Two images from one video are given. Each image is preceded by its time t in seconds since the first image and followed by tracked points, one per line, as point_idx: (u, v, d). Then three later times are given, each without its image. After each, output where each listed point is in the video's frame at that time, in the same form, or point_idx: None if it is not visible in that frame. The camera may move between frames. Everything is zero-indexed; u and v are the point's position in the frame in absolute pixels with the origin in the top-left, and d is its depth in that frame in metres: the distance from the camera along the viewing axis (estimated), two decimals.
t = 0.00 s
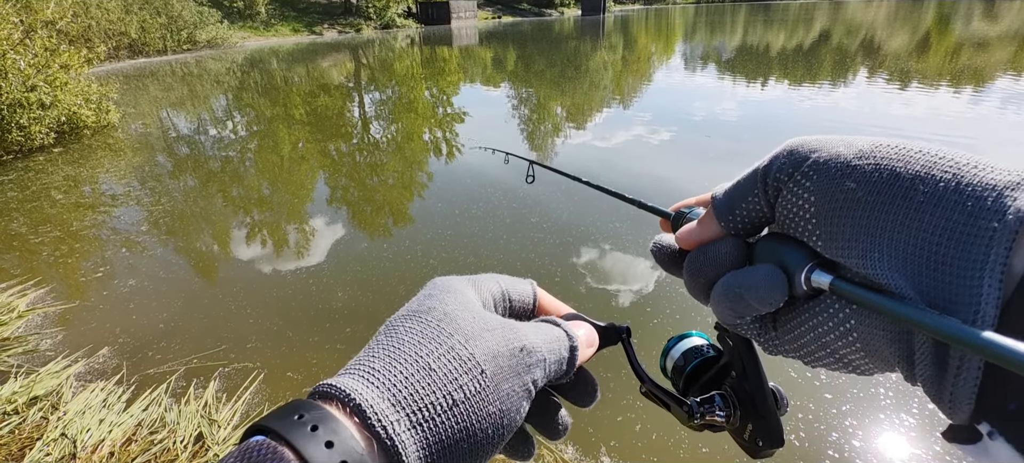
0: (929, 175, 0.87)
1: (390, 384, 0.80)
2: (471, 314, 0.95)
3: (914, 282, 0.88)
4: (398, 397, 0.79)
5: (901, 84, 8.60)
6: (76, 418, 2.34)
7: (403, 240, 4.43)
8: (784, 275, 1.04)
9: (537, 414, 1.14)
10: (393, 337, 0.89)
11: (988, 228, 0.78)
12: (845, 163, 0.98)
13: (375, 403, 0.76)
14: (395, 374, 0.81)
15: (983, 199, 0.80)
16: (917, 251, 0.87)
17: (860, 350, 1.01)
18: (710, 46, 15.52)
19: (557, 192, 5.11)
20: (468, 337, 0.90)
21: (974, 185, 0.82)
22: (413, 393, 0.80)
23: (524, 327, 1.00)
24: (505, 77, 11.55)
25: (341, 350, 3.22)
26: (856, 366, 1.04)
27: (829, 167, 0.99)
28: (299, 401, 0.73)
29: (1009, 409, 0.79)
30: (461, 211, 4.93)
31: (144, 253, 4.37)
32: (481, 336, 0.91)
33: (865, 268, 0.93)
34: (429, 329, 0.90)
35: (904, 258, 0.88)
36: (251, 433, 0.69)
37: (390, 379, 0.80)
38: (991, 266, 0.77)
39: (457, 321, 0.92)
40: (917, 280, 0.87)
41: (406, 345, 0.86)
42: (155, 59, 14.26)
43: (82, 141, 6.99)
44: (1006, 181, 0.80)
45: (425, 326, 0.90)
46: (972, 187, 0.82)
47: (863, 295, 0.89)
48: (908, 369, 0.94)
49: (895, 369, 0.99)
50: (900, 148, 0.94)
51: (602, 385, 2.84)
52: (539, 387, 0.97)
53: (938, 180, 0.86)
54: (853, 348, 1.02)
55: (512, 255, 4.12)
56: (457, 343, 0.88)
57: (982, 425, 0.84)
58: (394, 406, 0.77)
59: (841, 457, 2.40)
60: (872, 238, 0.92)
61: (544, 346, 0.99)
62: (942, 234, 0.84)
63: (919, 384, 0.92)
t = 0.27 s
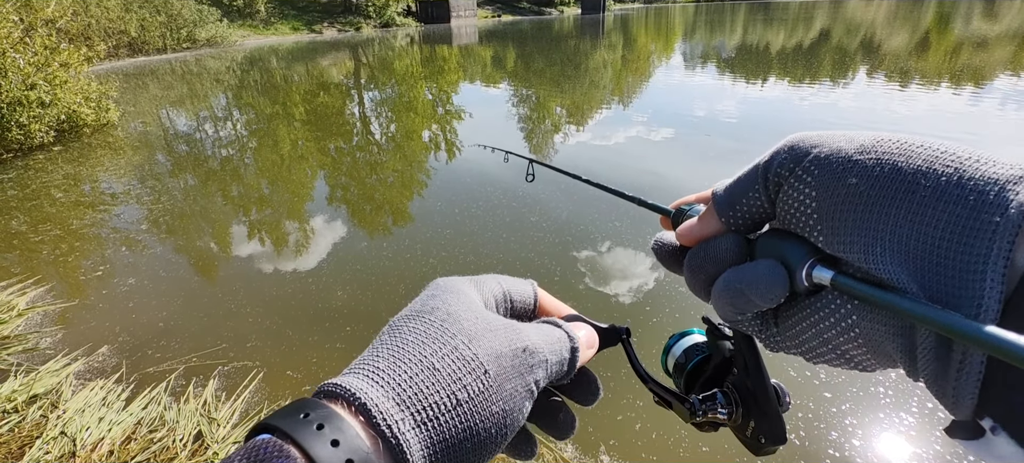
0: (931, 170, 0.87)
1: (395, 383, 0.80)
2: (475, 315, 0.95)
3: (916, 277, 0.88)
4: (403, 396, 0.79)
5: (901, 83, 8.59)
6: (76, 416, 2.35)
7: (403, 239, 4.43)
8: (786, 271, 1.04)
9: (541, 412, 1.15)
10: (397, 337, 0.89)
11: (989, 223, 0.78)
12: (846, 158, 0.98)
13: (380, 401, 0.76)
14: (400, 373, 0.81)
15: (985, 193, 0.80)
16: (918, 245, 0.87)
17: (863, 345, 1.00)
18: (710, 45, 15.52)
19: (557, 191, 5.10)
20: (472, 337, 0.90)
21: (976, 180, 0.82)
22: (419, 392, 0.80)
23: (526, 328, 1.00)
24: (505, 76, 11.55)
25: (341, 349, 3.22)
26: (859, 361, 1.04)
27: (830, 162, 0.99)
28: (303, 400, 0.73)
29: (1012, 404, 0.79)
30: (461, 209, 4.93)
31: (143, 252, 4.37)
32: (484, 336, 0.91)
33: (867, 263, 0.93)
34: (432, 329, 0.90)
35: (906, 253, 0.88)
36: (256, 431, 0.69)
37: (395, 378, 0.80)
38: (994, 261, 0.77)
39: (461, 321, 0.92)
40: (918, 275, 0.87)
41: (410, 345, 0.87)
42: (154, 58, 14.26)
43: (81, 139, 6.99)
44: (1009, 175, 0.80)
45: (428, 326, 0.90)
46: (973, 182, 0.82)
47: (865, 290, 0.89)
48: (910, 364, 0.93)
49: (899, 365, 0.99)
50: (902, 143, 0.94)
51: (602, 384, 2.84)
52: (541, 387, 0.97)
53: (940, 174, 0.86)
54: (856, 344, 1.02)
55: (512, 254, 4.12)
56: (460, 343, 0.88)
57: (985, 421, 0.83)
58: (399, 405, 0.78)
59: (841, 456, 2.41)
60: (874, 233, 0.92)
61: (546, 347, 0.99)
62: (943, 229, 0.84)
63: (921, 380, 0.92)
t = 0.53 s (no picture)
0: (933, 163, 0.87)
1: (402, 388, 0.80)
2: (478, 319, 0.95)
3: (918, 271, 0.88)
4: (410, 401, 0.79)
5: (901, 81, 8.58)
6: (75, 414, 2.36)
7: (402, 237, 4.43)
8: (786, 266, 1.05)
9: (544, 416, 1.16)
10: (401, 340, 0.89)
11: (993, 215, 0.79)
12: (847, 151, 0.97)
13: (387, 406, 0.76)
14: (406, 378, 0.81)
15: (988, 186, 0.81)
16: (920, 239, 0.87)
17: (865, 340, 1.00)
18: (710, 44, 15.49)
19: (556, 189, 5.10)
20: (476, 342, 0.90)
21: (978, 173, 0.82)
22: (425, 396, 0.80)
23: (528, 334, 1.00)
24: (504, 74, 11.53)
25: (340, 347, 3.22)
26: (860, 357, 1.04)
27: (831, 156, 0.99)
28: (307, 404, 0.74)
29: (1016, 397, 0.81)
30: (461, 207, 4.93)
31: (142, 249, 4.37)
32: (488, 341, 0.91)
33: (869, 257, 0.93)
34: (437, 333, 0.89)
35: (909, 246, 0.88)
36: (264, 432, 0.70)
37: (401, 382, 0.80)
38: (998, 253, 0.78)
39: (465, 325, 0.92)
40: (921, 269, 0.88)
41: (414, 349, 0.86)
42: (153, 55, 14.24)
43: (80, 137, 6.98)
44: (1010, 168, 0.81)
45: (433, 330, 0.90)
46: (976, 175, 0.82)
47: (868, 285, 0.90)
48: (912, 359, 0.94)
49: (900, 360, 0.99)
50: (903, 136, 0.94)
51: (601, 382, 2.84)
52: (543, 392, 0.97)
53: (942, 168, 0.86)
54: (858, 339, 1.01)
55: (511, 252, 4.12)
56: (465, 348, 0.88)
57: (988, 413, 0.86)
58: (405, 409, 0.78)
59: (841, 454, 2.41)
60: (875, 227, 0.92)
61: (547, 352, 0.99)
62: (946, 223, 0.84)
63: (924, 374, 0.93)
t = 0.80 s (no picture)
0: (929, 160, 0.87)
1: (410, 402, 0.80)
2: (485, 332, 0.96)
3: (914, 267, 0.88)
4: (418, 415, 0.79)
5: (900, 81, 8.59)
6: (74, 412, 2.36)
7: (401, 236, 4.43)
8: (784, 262, 1.06)
9: (541, 428, 1.16)
10: (407, 353, 0.88)
11: (987, 211, 0.78)
12: (844, 149, 0.98)
13: (396, 420, 0.77)
14: (414, 392, 0.81)
15: (983, 183, 0.80)
16: (914, 234, 0.87)
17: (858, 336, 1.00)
18: (709, 43, 15.48)
19: (555, 188, 5.11)
20: (483, 357, 0.89)
21: (973, 170, 0.82)
22: (432, 411, 0.80)
23: (533, 349, 1.00)
24: (503, 73, 11.52)
25: (339, 346, 3.22)
26: (854, 353, 1.06)
27: (829, 153, 1.00)
28: (310, 414, 0.73)
29: (1009, 393, 0.79)
30: (460, 206, 4.93)
31: (141, 248, 4.37)
32: (494, 357, 0.91)
33: (865, 252, 0.94)
34: (444, 347, 0.89)
35: (903, 241, 0.89)
36: (274, 440, 0.70)
37: (409, 396, 0.81)
38: (990, 248, 0.77)
39: (472, 340, 0.92)
40: (916, 264, 0.88)
41: (422, 363, 0.86)
42: (151, 53, 14.19)
43: (78, 135, 6.96)
44: (1007, 165, 0.80)
45: (440, 344, 0.90)
46: (971, 172, 0.82)
47: (863, 278, 0.91)
48: (906, 354, 0.93)
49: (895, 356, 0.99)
50: (900, 134, 0.94)
51: (600, 381, 2.85)
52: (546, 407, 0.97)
53: (938, 165, 0.86)
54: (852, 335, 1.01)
55: (510, 251, 4.12)
56: (472, 364, 0.88)
57: (981, 411, 0.84)
58: (414, 423, 0.78)
59: (840, 454, 2.42)
60: (871, 223, 0.93)
61: (551, 369, 0.99)
62: (941, 219, 0.84)
63: (918, 371, 0.93)
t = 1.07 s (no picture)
0: (917, 160, 0.88)
1: (422, 450, 0.74)
2: (510, 383, 0.90)
3: (903, 263, 0.88)
4: None
5: (899, 81, 8.60)
6: (72, 411, 2.35)
7: (400, 235, 4.43)
8: (778, 260, 1.06)
9: None
10: (430, 386, 0.82)
11: (974, 208, 0.79)
12: (836, 149, 0.98)
13: None
14: (429, 440, 0.76)
15: (970, 182, 0.81)
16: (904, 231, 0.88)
17: (849, 331, 1.01)
18: (709, 42, 15.48)
19: (554, 187, 5.10)
20: (505, 414, 0.83)
21: (961, 169, 0.83)
22: None
23: (552, 410, 0.93)
24: (503, 71, 11.51)
25: (338, 345, 3.22)
26: (847, 352, 1.04)
27: (822, 154, 1.00)
28: (315, 432, 0.67)
29: (995, 386, 0.79)
30: (459, 205, 4.92)
31: (140, 246, 4.35)
32: (516, 416, 0.85)
33: (855, 249, 0.94)
34: (469, 392, 0.83)
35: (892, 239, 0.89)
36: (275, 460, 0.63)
37: (423, 442, 0.75)
38: (976, 243, 0.78)
39: (497, 390, 0.86)
40: (905, 260, 0.88)
41: (443, 405, 0.80)
42: (150, 51, 14.15)
43: (77, 132, 6.94)
44: (993, 164, 0.81)
45: (465, 387, 0.83)
46: (958, 171, 0.83)
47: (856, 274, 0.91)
48: (893, 350, 0.94)
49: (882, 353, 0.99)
50: (890, 136, 0.95)
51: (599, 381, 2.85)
52: None
53: (927, 164, 0.87)
54: (842, 330, 1.02)
55: (509, 251, 4.11)
56: (493, 419, 0.82)
57: (968, 405, 0.85)
58: None
59: (839, 454, 2.42)
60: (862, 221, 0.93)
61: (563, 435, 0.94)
62: (929, 216, 0.84)
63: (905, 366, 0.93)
